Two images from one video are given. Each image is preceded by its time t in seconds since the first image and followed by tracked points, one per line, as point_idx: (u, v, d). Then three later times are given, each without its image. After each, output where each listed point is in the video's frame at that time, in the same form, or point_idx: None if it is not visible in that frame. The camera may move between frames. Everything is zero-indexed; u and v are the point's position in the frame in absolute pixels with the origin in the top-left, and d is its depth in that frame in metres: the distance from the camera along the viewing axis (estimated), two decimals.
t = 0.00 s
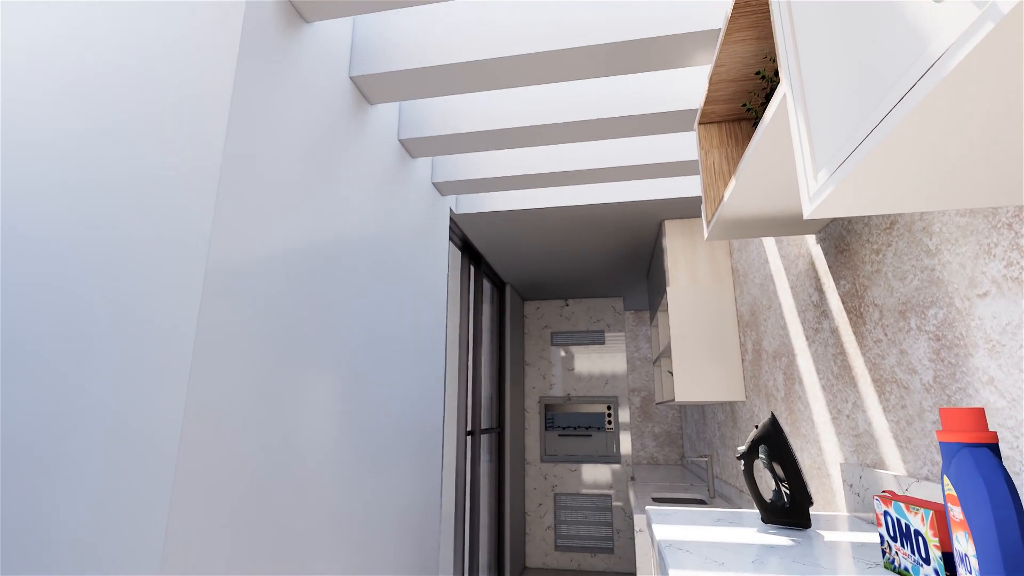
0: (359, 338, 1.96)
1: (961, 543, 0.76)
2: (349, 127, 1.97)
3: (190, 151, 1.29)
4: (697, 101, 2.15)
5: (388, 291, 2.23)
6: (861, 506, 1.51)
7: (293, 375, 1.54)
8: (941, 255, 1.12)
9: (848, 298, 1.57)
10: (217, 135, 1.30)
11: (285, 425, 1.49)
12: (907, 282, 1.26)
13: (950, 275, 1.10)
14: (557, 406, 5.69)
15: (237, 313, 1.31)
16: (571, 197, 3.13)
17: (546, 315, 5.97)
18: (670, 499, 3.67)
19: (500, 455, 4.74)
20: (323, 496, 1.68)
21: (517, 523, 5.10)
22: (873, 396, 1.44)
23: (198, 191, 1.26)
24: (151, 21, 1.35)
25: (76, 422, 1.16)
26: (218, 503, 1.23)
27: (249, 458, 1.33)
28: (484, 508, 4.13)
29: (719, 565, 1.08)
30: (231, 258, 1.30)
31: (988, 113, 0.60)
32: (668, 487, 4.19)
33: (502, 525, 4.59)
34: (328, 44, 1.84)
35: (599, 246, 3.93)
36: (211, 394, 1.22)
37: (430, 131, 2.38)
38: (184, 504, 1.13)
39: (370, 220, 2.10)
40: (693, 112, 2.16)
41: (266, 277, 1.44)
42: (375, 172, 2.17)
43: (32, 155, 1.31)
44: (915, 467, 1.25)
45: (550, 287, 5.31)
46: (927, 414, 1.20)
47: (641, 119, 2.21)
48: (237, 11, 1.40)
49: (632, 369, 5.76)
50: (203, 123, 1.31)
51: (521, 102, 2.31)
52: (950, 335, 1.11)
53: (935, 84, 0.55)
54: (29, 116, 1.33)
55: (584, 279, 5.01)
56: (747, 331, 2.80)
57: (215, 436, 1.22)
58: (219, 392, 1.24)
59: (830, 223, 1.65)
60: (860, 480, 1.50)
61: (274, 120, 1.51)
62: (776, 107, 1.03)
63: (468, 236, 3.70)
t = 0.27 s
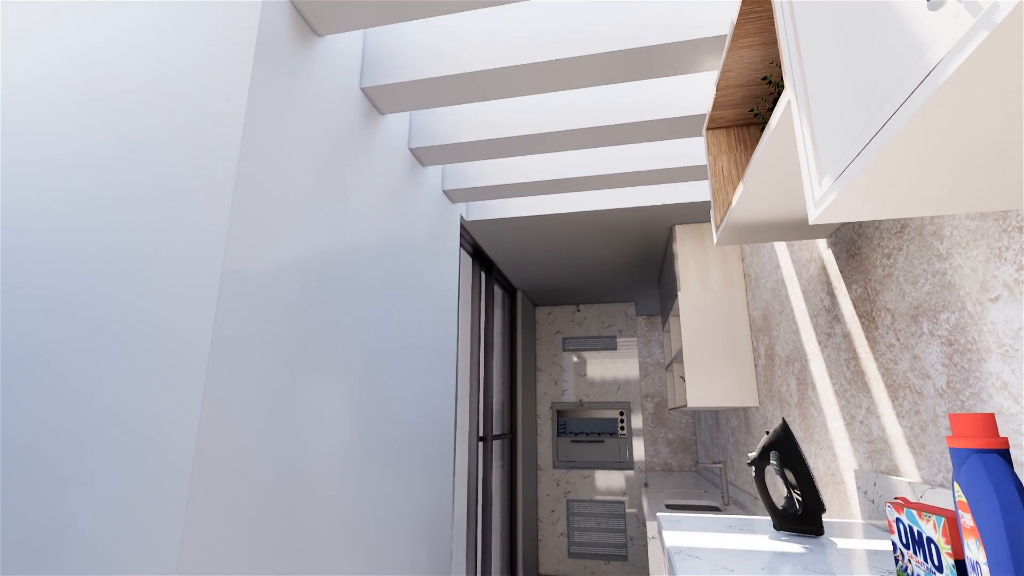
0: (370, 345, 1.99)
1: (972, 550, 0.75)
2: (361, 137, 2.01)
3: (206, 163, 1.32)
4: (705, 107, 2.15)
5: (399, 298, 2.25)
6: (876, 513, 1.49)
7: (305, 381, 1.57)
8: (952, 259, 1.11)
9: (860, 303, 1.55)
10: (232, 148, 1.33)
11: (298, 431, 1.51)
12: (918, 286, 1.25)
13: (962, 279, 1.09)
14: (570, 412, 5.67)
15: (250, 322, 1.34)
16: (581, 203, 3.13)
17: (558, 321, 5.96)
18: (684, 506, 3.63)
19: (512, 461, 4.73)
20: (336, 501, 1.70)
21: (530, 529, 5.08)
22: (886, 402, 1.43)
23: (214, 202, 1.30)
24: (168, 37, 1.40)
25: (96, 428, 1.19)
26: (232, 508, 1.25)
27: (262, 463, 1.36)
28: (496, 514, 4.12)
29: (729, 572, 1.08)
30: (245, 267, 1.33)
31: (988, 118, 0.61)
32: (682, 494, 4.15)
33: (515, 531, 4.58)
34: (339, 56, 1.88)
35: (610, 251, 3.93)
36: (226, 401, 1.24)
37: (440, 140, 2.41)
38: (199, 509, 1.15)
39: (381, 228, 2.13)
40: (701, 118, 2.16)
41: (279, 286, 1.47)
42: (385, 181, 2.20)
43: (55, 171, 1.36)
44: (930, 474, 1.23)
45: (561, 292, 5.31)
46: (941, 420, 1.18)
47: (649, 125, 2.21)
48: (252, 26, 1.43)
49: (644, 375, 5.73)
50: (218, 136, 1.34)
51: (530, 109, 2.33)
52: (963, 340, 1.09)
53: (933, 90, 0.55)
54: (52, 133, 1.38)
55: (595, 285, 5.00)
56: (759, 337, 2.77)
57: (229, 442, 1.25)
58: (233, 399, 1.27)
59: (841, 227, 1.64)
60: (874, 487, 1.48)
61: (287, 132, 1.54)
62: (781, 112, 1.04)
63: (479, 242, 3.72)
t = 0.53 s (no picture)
0: (384, 350, 2.01)
1: (989, 556, 0.73)
2: (373, 145, 2.04)
3: (224, 174, 1.36)
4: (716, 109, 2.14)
5: (412, 303, 2.28)
6: (895, 519, 1.46)
7: (320, 386, 1.60)
8: (968, 260, 1.10)
9: (876, 305, 1.53)
10: (248, 158, 1.37)
11: (313, 435, 1.54)
12: (934, 288, 1.23)
13: (978, 281, 1.07)
14: (584, 416, 5.65)
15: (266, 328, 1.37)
16: (593, 207, 3.14)
17: (571, 324, 5.95)
18: (700, 511, 3.59)
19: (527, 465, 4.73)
20: (351, 504, 1.72)
21: (546, 534, 5.07)
22: (904, 405, 1.41)
23: (231, 212, 1.33)
24: (187, 53, 1.44)
25: (120, 433, 1.23)
26: (250, 510, 1.28)
27: (278, 467, 1.39)
28: (512, 518, 4.12)
29: None
30: (261, 275, 1.36)
31: (995, 119, 0.60)
32: (699, 499, 4.11)
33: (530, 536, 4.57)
34: (352, 66, 1.91)
35: (623, 254, 3.92)
36: (243, 405, 1.27)
37: (452, 147, 2.44)
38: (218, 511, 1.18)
39: (394, 234, 2.16)
40: (712, 121, 2.15)
41: (294, 292, 1.50)
42: (398, 188, 2.23)
43: (81, 185, 1.41)
44: (949, 479, 1.21)
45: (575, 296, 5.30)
46: (959, 424, 1.16)
47: (660, 128, 2.21)
48: (267, 40, 1.47)
49: (660, 378, 5.69)
50: (235, 147, 1.38)
51: (540, 115, 2.35)
52: (980, 342, 1.08)
53: (934, 95, 0.55)
54: (78, 148, 1.44)
55: (609, 288, 4.99)
56: (775, 340, 2.74)
57: (246, 446, 1.28)
58: (250, 404, 1.30)
59: (855, 228, 1.62)
60: (892, 492, 1.46)
61: (301, 142, 1.58)
62: (789, 115, 1.03)
63: (491, 247, 3.74)
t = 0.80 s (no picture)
0: (400, 353, 2.04)
1: (1011, 561, 0.72)
2: (388, 151, 2.07)
3: (242, 182, 1.40)
4: (730, 109, 2.13)
5: (428, 306, 2.30)
6: (919, 523, 1.43)
7: (337, 389, 1.62)
8: (989, 258, 1.07)
9: (896, 305, 1.50)
10: (266, 166, 1.41)
11: (330, 436, 1.57)
12: (955, 287, 1.20)
13: (1000, 279, 1.05)
14: (602, 418, 5.63)
15: (284, 332, 1.40)
16: (607, 209, 3.13)
17: (588, 326, 5.93)
18: (720, 515, 3.55)
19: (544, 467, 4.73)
20: (368, 505, 1.75)
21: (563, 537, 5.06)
22: (925, 407, 1.38)
23: (250, 219, 1.37)
24: (207, 65, 1.49)
25: (144, 435, 1.27)
26: (269, 510, 1.31)
27: (297, 468, 1.42)
28: (529, 521, 4.12)
29: None
30: (279, 280, 1.40)
31: (1008, 115, 0.59)
32: (719, 503, 4.06)
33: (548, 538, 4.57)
34: (367, 74, 1.95)
35: (638, 256, 3.90)
36: (262, 407, 1.31)
37: (465, 151, 2.46)
38: (239, 510, 1.22)
39: (409, 239, 2.19)
40: (726, 120, 2.14)
41: (311, 297, 1.53)
42: (412, 192, 2.26)
43: (107, 194, 1.46)
44: (973, 482, 1.18)
45: (591, 298, 5.29)
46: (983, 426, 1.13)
47: (673, 129, 2.21)
48: (284, 50, 1.51)
49: (678, 380, 5.64)
50: (253, 156, 1.42)
51: (553, 118, 2.36)
52: (1003, 342, 1.05)
53: (941, 95, 0.55)
54: (104, 159, 1.49)
55: (625, 290, 4.97)
56: (794, 341, 2.70)
57: (265, 447, 1.31)
58: (268, 406, 1.33)
59: (874, 226, 1.60)
60: (915, 495, 1.43)
61: (317, 149, 1.61)
62: (801, 114, 1.03)
63: (506, 250, 3.76)
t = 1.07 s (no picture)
0: (418, 354, 2.06)
1: None
2: (405, 155, 2.10)
3: (263, 188, 1.44)
4: (747, 105, 2.10)
5: (445, 307, 2.32)
6: (948, 526, 1.39)
7: (356, 390, 1.66)
8: (1017, 253, 1.04)
9: (922, 302, 1.46)
10: (286, 172, 1.44)
11: (349, 436, 1.60)
12: (982, 283, 1.17)
13: None
14: (623, 418, 5.59)
15: (304, 335, 1.44)
16: (624, 208, 3.11)
17: (607, 326, 5.90)
18: (744, 516, 3.50)
19: (564, 468, 4.72)
20: (388, 504, 1.77)
21: (585, 537, 5.04)
22: (953, 407, 1.34)
23: (271, 224, 1.41)
24: (228, 75, 1.53)
25: (171, 435, 1.32)
26: (291, 508, 1.35)
27: (318, 467, 1.45)
28: (550, 521, 4.12)
29: None
30: (299, 284, 1.43)
31: None
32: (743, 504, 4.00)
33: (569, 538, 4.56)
34: (383, 79, 1.98)
35: (657, 254, 3.87)
36: (284, 407, 1.34)
37: (481, 152, 2.48)
38: (262, 508, 1.25)
39: (426, 241, 2.22)
40: (744, 116, 2.11)
41: (330, 300, 1.56)
42: (429, 195, 2.28)
43: (134, 202, 1.52)
44: (1003, 484, 1.15)
45: (610, 297, 5.26)
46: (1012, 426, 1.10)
47: (690, 126, 2.19)
48: (302, 59, 1.55)
49: (701, 380, 5.59)
50: (273, 163, 1.45)
51: (568, 118, 2.36)
52: None
53: (954, 88, 0.54)
54: (131, 168, 1.54)
55: (645, 289, 4.93)
56: (818, 339, 2.65)
57: (287, 446, 1.34)
58: (289, 407, 1.36)
59: (898, 222, 1.56)
60: (944, 497, 1.39)
61: (335, 155, 1.64)
62: (817, 109, 1.01)
63: (524, 251, 3.76)
